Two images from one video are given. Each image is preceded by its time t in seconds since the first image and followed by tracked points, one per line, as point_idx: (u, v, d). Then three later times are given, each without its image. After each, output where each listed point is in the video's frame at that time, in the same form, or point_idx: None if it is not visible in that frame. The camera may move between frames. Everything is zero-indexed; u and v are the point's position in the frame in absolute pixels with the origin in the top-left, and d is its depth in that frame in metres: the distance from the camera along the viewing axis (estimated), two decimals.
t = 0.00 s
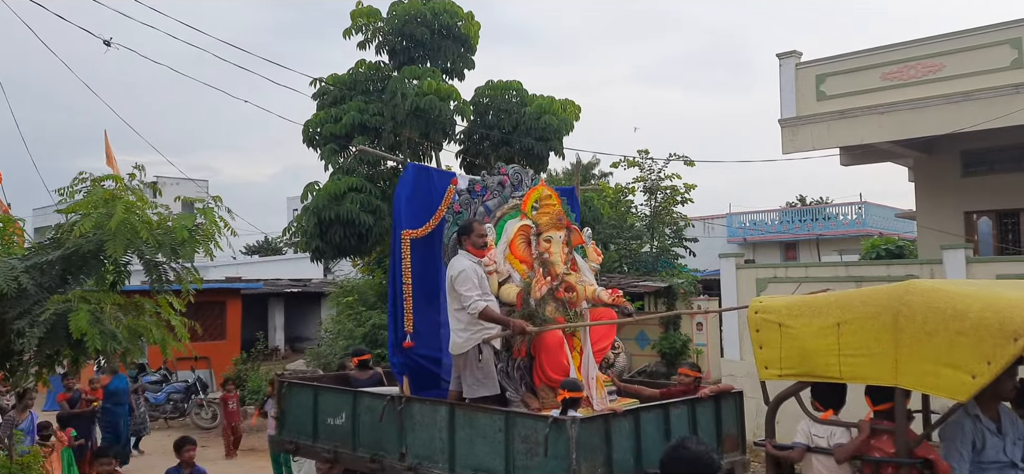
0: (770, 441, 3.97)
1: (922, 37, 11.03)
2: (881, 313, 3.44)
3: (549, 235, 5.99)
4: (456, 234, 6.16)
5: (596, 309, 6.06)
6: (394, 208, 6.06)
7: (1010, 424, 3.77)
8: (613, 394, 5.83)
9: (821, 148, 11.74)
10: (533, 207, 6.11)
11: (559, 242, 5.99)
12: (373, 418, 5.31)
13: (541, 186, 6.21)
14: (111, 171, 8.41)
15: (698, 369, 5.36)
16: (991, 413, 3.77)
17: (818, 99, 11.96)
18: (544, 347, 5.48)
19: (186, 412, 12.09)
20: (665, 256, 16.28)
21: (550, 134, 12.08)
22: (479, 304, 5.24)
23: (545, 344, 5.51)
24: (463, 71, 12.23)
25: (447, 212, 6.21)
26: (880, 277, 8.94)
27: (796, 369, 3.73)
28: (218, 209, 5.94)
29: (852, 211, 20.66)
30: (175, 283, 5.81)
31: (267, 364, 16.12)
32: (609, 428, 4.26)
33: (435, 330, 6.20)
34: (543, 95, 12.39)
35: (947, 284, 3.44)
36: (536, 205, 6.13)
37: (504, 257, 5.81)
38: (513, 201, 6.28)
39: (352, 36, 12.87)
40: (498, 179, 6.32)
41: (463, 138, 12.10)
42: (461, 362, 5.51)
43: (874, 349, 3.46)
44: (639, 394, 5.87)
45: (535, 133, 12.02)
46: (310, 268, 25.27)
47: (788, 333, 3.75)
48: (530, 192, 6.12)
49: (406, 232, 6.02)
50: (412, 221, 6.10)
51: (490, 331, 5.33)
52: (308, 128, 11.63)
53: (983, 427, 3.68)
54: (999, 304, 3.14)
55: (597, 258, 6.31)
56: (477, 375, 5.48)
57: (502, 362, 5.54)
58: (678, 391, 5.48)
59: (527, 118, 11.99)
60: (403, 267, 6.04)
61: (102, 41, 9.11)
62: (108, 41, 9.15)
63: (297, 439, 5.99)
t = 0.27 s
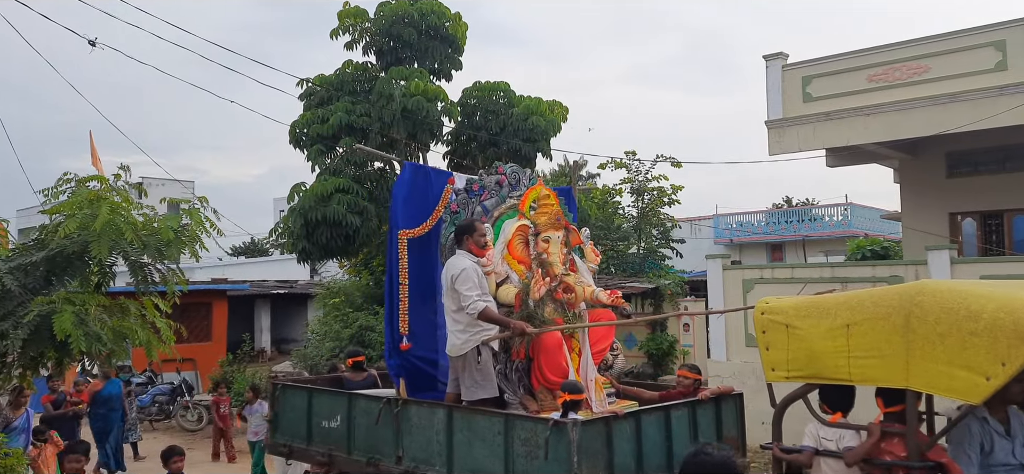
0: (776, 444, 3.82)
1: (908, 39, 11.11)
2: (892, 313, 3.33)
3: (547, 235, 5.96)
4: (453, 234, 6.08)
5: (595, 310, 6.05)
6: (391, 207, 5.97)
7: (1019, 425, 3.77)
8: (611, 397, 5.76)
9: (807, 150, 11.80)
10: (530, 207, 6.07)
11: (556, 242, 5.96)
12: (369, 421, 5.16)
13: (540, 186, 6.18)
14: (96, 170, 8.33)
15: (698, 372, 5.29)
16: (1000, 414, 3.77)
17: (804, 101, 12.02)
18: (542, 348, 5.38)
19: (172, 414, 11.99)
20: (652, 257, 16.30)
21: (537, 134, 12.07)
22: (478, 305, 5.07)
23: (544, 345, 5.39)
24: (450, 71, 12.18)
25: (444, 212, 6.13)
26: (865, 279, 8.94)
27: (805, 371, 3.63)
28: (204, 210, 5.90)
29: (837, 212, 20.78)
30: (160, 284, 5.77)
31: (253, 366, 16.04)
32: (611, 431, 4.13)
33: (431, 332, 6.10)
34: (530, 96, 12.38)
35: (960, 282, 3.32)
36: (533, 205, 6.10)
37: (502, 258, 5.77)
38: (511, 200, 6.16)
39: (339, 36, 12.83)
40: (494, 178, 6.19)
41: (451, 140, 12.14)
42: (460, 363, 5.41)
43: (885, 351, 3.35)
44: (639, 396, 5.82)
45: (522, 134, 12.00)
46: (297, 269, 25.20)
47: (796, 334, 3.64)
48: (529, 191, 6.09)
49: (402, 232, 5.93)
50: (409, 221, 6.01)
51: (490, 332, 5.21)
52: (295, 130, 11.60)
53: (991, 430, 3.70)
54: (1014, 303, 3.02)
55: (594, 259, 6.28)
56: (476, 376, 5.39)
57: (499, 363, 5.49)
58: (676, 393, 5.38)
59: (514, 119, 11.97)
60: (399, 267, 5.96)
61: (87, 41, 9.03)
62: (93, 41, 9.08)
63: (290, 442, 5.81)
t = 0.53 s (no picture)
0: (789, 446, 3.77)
1: (896, 41, 11.16)
2: (908, 314, 3.25)
3: (548, 235, 5.79)
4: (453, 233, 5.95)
5: (596, 311, 5.85)
6: (391, 208, 5.87)
7: None
8: (612, 398, 5.65)
9: (796, 150, 11.84)
10: (531, 206, 5.92)
11: (558, 242, 5.79)
12: (367, 423, 5.02)
13: (540, 185, 6.06)
14: (84, 171, 8.26)
15: (702, 374, 5.15)
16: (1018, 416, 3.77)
17: (793, 102, 12.07)
18: (545, 350, 5.27)
19: (161, 415, 11.93)
20: (642, 257, 16.32)
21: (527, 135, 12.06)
22: (484, 304, 4.86)
23: (545, 347, 5.30)
24: (440, 73, 12.15)
25: (444, 212, 6.02)
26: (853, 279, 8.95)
27: (817, 373, 3.53)
28: (194, 211, 5.86)
29: (826, 213, 20.86)
30: (150, 285, 5.72)
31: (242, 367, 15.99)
32: (616, 432, 4.02)
33: (432, 333, 5.93)
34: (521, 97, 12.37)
35: (976, 281, 3.25)
36: (534, 204, 5.95)
37: (502, 258, 5.62)
38: (511, 200, 6.06)
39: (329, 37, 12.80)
40: (495, 177, 6.12)
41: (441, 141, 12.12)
42: (462, 365, 5.15)
43: (900, 352, 3.26)
44: (640, 398, 5.69)
45: (512, 135, 11.98)
46: (287, 270, 25.15)
47: (808, 335, 3.54)
48: (529, 190, 5.92)
49: (402, 232, 5.83)
50: (409, 221, 5.90)
51: (492, 333, 5.05)
52: (284, 130, 11.56)
53: (1006, 434, 3.72)
54: None
55: (595, 259, 6.09)
56: (480, 378, 5.10)
57: (500, 364, 5.33)
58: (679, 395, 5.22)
59: (504, 120, 11.95)
60: (399, 267, 5.84)
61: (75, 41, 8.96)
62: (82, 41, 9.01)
63: (288, 444, 5.61)
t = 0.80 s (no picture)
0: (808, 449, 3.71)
1: (888, 41, 11.18)
2: (929, 314, 3.19)
3: (552, 234, 5.72)
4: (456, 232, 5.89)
5: (600, 311, 5.86)
6: (392, 206, 5.75)
7: None
8: (618, 400, 5.55)
9: (789, 151, 11.86)
10: (535, 205, 5.81)
11: (562, 242, 5.73)
12: (370, 426, 4.98)
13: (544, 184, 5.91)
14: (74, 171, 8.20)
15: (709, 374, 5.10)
16: None
17: (786, 102, 12.09)
18: (550, 351, 5.17)
19: (153, 416, 11.87)
20: (635, 258, 16.32)
21: (520, 135, 12.03)
22: (490, 304, 4.81)
23: (551, 348, 5.20)
24: (433, 73, 12.11)
25: (447, 211, 5.92)
26: (844, 278, 8.98)
27: (834, 375, 3.45)
28: (186, 211, 5.83)
29: (819, 213, 20.91)
30: (141, 286, 5.67)
31: (234, 368, 15.94)
32: (624, 435, 3.99)
33: (433, 334, 5.88)
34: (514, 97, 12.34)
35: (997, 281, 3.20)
36: (538, 203, 5.83)
37: (506, 257, 5.48)
38: (515, 198, 5.94)
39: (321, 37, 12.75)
40: (498, 176, 6.00)
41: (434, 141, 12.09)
42: (467, 367, 5.11)
43: (920, 353, 3.21)
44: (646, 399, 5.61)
45: (505, 135, 11.95)
46: (279, 271, 25.08)
47: (824, 336, 3.47)
48: (532, 190, 5.80)
49: (404, 231, 5.72)
50: (411, 220, 5.80)
51: (497, 335, 5.03)
52: (276, 130, 11.51)
53: None
54: None
55: (599, 260, 6.01)
56: (485, 380, 5.09)
57: (505, 365, 5.23)
58: (683, 396, 5.20)
59: (497, 120, 11.93)
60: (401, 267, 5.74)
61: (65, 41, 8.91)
62: (72, 41, 8.95)
63: (288, 447, 5.56)
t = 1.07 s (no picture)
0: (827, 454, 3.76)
1: (880, 43, 11.21)
2: (949, 317, 3.12)
3: (558, 234, 5.58)
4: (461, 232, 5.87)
5: (607, 313, 5.71)
6: (396, 206, 5.76)
7: None
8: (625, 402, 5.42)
9: (782, 152, 11.89)
10: (540, 205, 5.74)
11: (568, 242, 5.58)
12: (373, 429, 4.94)
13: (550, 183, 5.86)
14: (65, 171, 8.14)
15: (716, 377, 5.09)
16: None
17: (779, 104, 12.11)
18: (557, 353, 5.07)
19: (144, 417, 11.81)
20: (629, 259, 16.32)
21: (514, 137, 12.00)
22: (496, 305, 4.80)
23: (557, 350, 5.09)
24: (426, 73, 12.08)
25: (451, 211, 5.92)
26: (836, 279, 9.00)
27: (852, 379, 3.39)
28: (178, 212, 5.80)
29: (811, 214, 20.95)
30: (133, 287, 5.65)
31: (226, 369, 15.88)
32: (633, 439, 3.98)
33: (437, 335, 5.86)
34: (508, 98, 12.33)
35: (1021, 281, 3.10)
36: (543, 203, 5.75)
37: (511, 259, 5.45)
38: (520, 198, 5.93)
39: (314, 37, 12.71)
40: (503, 175, 5.98)
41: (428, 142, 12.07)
42: (474, 369, 5.09)
43: (942, 357, 3.13)
44: (654, 402, 5.56)
45: (499, 136, 11.92)
46: (272, 271, 24.99)
47: (841, 339, 3.40)
48: (537, 190, 5.76)
49: (408, 231, 5.72)
50: (414, 220, 5.79)
51: (504, 336, 5.00)
52: (269, 131, 11.46)
53: None
54: None
55: (605, 260, 5.88)
56: (492, 382, 5.03)
57: (511, 368, 5.17)
58: (692, 399, 5.20)
59: (491, 121, 11.91)
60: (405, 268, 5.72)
61: (57, 40, 8.85)
62: (64, 40, 8.89)
63: (290, 450, 5.55)
